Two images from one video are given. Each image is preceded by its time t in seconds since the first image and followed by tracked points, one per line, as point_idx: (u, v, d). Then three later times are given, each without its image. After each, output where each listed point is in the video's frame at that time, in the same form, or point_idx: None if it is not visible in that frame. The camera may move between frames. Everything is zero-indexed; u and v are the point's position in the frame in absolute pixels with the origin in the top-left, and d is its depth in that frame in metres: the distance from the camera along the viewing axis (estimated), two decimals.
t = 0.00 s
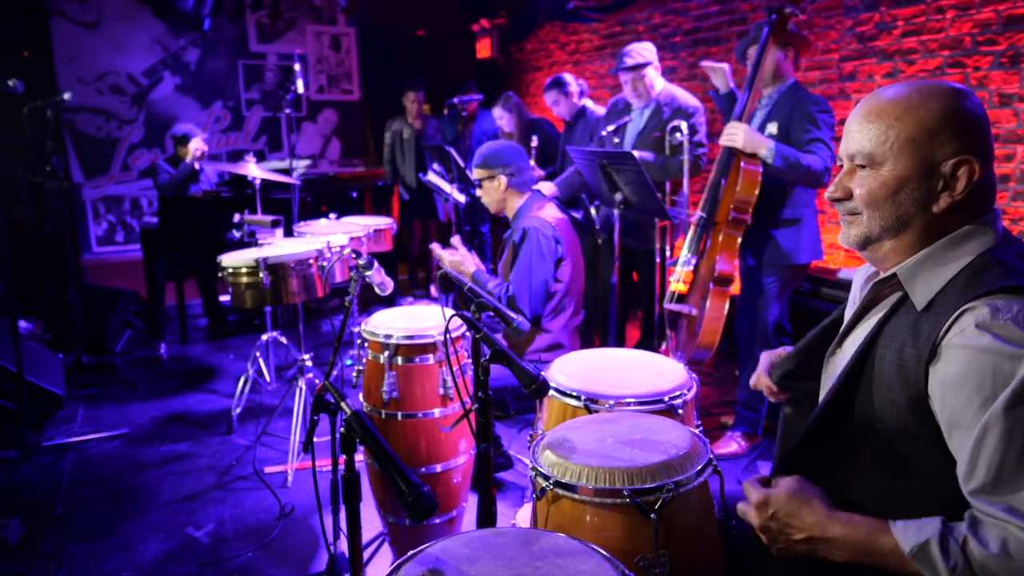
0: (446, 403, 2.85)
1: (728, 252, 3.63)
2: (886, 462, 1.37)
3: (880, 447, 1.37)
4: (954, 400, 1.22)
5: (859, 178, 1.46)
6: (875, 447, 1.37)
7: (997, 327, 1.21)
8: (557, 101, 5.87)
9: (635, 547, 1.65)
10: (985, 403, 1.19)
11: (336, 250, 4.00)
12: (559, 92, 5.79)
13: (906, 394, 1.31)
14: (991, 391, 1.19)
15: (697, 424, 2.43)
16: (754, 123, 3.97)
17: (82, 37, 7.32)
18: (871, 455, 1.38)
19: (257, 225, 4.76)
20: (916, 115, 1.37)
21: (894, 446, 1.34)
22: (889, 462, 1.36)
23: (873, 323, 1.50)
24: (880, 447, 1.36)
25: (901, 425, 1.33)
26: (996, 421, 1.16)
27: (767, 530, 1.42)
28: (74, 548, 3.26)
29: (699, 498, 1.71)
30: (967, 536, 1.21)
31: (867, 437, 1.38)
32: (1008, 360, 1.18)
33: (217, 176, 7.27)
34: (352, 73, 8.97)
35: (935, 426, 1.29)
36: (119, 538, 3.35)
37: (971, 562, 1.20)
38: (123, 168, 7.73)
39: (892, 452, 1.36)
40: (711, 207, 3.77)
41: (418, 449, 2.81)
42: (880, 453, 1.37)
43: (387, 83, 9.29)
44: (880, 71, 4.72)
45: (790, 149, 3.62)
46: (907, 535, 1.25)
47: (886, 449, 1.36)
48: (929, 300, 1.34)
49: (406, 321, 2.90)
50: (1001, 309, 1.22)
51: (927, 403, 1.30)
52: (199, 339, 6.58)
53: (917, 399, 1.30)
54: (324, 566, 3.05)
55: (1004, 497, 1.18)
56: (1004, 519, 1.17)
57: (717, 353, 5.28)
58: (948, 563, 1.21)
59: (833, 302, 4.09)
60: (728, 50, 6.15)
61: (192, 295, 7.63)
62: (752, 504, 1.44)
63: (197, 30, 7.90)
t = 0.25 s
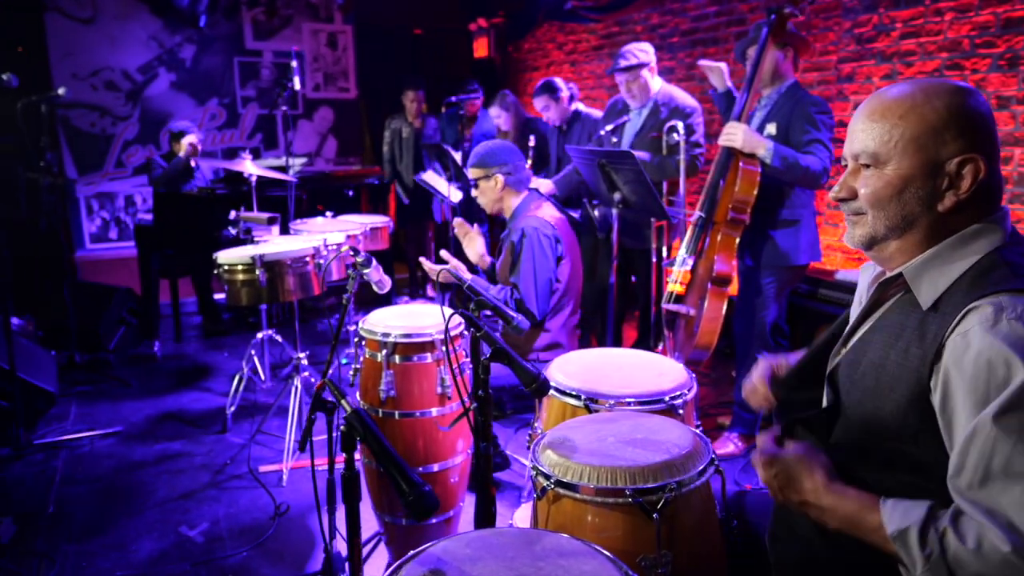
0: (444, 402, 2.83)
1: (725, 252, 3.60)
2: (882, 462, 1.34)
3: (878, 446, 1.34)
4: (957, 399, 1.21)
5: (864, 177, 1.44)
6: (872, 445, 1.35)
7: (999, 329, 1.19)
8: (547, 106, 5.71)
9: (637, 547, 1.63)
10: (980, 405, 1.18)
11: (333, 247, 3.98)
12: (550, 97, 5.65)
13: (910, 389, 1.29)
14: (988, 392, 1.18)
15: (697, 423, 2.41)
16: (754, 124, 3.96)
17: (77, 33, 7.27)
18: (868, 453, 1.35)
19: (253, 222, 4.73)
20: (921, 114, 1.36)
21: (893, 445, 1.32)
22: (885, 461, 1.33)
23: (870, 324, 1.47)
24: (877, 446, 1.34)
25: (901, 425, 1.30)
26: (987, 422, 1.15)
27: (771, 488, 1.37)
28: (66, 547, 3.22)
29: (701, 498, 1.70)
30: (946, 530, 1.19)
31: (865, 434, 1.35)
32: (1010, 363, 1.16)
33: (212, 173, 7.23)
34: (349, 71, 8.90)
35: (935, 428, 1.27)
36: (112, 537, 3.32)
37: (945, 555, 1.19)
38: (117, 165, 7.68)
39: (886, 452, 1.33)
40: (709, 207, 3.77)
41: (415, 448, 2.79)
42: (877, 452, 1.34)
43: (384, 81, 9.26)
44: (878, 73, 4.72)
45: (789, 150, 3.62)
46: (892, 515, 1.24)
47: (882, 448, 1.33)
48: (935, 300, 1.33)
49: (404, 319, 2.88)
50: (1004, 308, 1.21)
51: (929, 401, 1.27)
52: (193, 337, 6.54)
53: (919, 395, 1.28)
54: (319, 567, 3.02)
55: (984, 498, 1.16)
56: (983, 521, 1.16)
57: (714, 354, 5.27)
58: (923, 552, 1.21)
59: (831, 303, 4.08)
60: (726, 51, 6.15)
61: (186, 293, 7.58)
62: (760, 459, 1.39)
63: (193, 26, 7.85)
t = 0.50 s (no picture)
0: (451, 402, 2.81)
1: (732, 251, 3.60)
2: (898, 469, 1.34)
3: (892, 452, 1.34)
4: (976, 407, 1.20)
5: (874, 176, 1.42)
6: (888, 452, 1.35)
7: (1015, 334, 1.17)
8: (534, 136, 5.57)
9: (651, 549, 1.62)
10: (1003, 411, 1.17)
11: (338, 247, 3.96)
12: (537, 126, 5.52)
13: (923, 396, 1.29)
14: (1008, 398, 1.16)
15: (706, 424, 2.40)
16: (760, 123, 3.95)
17: (79, 33, 7.26)
18: (884, 461, 1.36)
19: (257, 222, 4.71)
20: (933, 112, 1.33)
21: (907, 452, 1.32)
22: (901, 469, 1.34)
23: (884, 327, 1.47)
24: (892, 451, 1.34)
25: (916, 432, 1.30)
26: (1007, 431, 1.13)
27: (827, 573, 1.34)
28: (72, 548, 3.22)
29: (714, 499, 1.68)
30: (979, 557, 1.16)
31: (878, 441, 1.36)
32: None
33: (215, 173, 7.22)
34: (351, 71, 8.89)
35: (952, 436, 1.26)
36: (118, 538, 3.31)
37: None
38: (120, 165, 7.67)
39: (902, 459, 1.33)
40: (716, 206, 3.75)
41: (422, 449, 2.78)
42: (893, 459, 1.34)
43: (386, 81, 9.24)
44: (884, 71, 4.70)
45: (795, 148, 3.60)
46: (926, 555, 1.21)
47: (898, 455, 1.34)
48: (945, 305, 1.32)
49: (410, 319, 2.87)
50: (1020, 313, 1.19)
51: (943, 408, 1.27)
52: (196, 337, 6.53)
53: (933, 403, 1.28)
54: (326, 568, 3.01)
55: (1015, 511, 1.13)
56: (1015, 534, 1.12)
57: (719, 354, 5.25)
58: None
59: (838, 303, 4.06)
60: (730, 50, 6.14)
61: (189, 293, 7.57)
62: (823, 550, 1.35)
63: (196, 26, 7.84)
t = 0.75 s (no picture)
0: (452, 403, 2.81)
1: (733, 251, 3.58)
2: (899, 469, 1.34)
3: (894, 452, 1.34)
4: (971, 406, 1.20)
5: (879, 176, 1.41)
6: (889, 452, 1.34)
7: (1012, 335, 1.17)
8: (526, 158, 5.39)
9: (654, 549, 1.62)
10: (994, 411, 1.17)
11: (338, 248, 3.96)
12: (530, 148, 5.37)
13: (923, 395, 1.29)
14: (1001, 399, 1.16)
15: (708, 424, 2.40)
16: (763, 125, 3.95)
17: (78, 33, 7.25)
18: (884, 461, 1.35)
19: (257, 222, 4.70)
20: (938, 112, 1.33)
21: (908, 452, 1.32)
22: (901, 469, 1.34)
23: (887, 327, 1.46)
24: (893, 451, 1.34)
25: (916, 431, 1.30)
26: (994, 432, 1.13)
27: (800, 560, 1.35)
28: (71, 549, 3.21)
29: (718, 500, 1.68)
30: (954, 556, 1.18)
31: (879, 441, 1.35)
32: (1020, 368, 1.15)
33: (214, 173, 7.21)
34: (350, 71, 8.89)
35: (951, 436, 1.26)
36: (118, 539, 3.30)
37: None
38: (119, 165, 7.65)
39: (903, 460, 1.33)
40: (717, 206, 3.75)
41: (423, 449, 2.77)
42: (893, 459, 1.34)
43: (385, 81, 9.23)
44: (884, 71, 4.70)
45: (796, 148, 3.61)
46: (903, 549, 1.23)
47: (899, 455, 1.33)
48: (949, 304, 1.31)
49: (411, 320, 2.86)
50: (1019, 313, 1.19)
51: (943, 407, 1.27)
52: (195, 338, 6.51)
53: (932, 402, 1.27)
54: (326, 569, 3.00)
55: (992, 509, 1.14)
56: (989, 532, 1.14)
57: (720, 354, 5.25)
58: None
59: (839, 304, 4.06)
60: (730, 50, 6.14)
61: (188, 293, 7.56)
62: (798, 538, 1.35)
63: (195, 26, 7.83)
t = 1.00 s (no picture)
0: (451, 403, 2.81)
1: (733, 252, 3.60)
2: (897, 469, 1.35)
3: (892, 452, 1.35)
4: (966, 407, 1.23)
5: (880, 177, 1.42)
6: (887, 452, 1.35)
7: (1010, 339, 1.19)
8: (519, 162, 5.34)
9: (654, 548, 1.63)
10: (986, 411, 1.19)
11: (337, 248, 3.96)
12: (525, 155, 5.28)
13: (922, 395, 1.29)
14: (994, 399, 1.19)
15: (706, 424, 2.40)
16: (760, 124, 3.95)
17: (75, 32, 7.24)
18: (882, 460, 1.36)
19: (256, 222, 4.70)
20: (938, 114, 1.34)
21: (907, 452, 1.33)
22: (898, 468, 1.35)
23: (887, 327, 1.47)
24: (892, 451, 1.35)
25: (915, 431, 1.31)
26: (989, 434, 1.17)
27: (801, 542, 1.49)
28: (70, 549, 3.21)
29: (716, 499, 1.69)
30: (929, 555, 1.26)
31: (877, 441, 1.36)
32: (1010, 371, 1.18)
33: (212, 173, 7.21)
34: (348, 71, 8.88)
35: (949, 436, 1.27)
36: (116, 539, 3.30)
37: None
38: (116, 165, 7.64)
39: (901, 459, 1.34)
40: (716, 207, 3.76)
41: (422, 448, 2.77)
42: (891, 459, 1.35)
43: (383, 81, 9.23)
44: (881, 73, 4.71)
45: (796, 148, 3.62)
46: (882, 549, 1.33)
47: (897, 454, 1.34)
48: (949, 305, 1.32)
49: (410, 319, 2.86)
50: (1016, 315, 1.20)
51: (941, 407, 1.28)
52: (193, 338, 6.51)
53: (931, 401, 1.28)
54: (325, 569, 3.00)
55: (974, 507, 1.19)
56: (966, 529, 1.20)
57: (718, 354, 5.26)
58: None
59: (837, 305, 4.07)
60: (728, 51, 6.15)
61: (186, 293, 7.55)
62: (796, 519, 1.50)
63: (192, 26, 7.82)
